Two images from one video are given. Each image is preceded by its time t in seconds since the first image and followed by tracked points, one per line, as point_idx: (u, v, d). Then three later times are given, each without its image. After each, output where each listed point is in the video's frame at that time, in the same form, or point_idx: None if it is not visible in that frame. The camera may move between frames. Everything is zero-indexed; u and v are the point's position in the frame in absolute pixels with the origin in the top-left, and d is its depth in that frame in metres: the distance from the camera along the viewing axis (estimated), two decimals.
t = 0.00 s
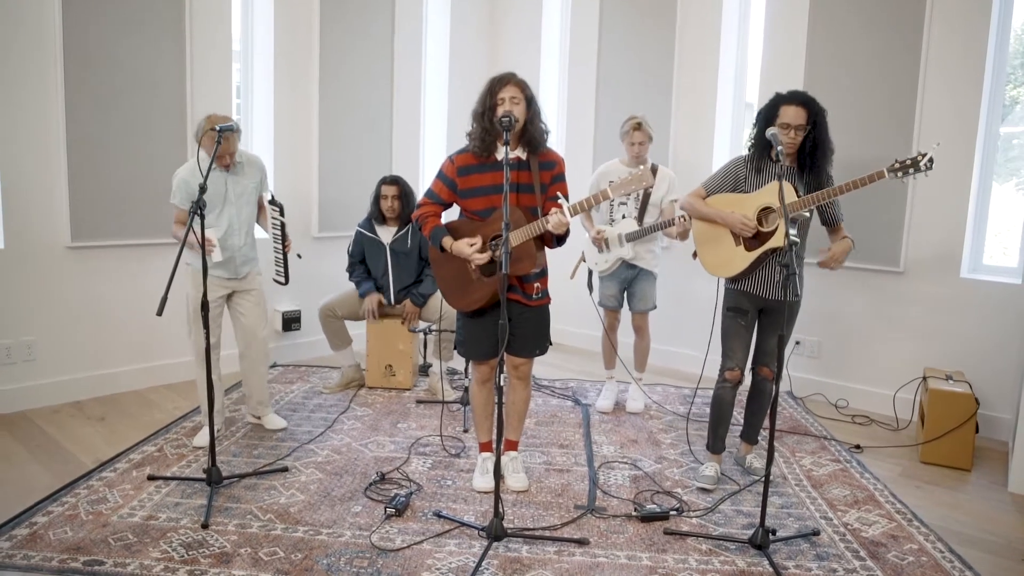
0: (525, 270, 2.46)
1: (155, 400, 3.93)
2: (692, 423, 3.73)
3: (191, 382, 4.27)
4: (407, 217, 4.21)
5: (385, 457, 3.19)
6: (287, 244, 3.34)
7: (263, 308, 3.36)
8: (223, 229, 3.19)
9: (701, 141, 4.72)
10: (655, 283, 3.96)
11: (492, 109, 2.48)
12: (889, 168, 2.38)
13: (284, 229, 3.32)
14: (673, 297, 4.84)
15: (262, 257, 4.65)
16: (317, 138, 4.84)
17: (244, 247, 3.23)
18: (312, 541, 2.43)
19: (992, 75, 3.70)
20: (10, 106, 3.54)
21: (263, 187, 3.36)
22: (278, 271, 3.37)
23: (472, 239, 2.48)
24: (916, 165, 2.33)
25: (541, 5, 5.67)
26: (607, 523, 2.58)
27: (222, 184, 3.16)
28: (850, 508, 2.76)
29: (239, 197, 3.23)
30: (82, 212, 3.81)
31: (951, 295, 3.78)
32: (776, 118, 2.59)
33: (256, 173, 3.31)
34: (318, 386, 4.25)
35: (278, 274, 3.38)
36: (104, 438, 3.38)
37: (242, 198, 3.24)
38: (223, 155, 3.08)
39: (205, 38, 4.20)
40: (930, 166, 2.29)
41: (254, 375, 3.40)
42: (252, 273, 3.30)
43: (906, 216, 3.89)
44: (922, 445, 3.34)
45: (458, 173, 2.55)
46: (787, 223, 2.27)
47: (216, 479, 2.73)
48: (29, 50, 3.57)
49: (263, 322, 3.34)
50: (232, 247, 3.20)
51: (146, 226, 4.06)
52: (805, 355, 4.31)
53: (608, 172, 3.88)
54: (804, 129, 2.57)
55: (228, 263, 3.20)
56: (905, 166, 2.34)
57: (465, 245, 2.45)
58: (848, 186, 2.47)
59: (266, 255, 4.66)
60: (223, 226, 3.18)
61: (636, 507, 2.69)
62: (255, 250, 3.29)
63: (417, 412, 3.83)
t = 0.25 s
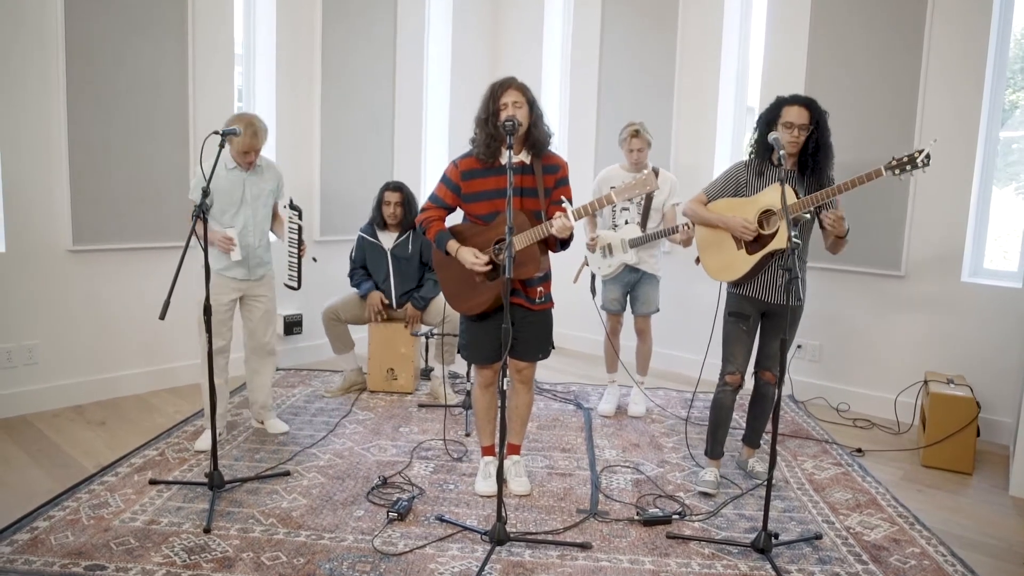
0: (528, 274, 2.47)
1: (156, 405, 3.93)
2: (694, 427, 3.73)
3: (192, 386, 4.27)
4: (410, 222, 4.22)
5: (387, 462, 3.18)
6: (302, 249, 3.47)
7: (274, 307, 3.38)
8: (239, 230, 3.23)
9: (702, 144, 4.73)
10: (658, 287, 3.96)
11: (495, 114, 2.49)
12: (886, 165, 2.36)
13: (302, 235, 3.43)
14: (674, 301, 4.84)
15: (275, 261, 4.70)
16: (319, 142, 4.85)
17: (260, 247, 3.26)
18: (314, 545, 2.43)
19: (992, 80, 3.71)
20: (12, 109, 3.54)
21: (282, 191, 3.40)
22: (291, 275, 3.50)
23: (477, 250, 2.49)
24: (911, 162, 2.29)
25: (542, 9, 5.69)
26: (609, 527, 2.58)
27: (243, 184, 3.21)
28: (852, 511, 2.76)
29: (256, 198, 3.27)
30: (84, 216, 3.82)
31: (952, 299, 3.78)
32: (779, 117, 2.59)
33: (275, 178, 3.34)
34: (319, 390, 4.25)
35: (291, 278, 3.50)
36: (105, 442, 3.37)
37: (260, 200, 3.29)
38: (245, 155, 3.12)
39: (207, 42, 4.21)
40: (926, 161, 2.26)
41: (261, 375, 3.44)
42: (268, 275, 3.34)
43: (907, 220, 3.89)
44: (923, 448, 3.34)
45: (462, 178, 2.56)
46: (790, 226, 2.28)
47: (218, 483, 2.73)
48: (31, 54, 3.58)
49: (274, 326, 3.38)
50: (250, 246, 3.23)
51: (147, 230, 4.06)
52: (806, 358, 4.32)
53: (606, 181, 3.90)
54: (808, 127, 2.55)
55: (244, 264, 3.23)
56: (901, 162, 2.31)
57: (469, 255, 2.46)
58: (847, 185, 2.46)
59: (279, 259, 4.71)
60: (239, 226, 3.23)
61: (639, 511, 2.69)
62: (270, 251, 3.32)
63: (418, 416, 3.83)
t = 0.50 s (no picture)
0: (529, 278, 2.48)
1: (156, 409, 3.93)
2: (694, 431, 3.73)
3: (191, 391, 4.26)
4: (411, 226, 4.22)
5: (388, 466, 3.18)
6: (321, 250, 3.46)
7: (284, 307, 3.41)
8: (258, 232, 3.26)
9: (702, 148, 4.75)
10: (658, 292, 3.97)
11: (495, 119, 2.49)
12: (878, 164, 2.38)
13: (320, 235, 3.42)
14: (674, 305, 4.85)
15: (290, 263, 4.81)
16: (320, 146, 4.86)
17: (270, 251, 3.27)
18: (315, 549, 2.43)
19: (989, 85, 3.73)
20: (13, 113, 3.55)
21: (289, 197, 3.44)
22: (308, 278, 3.45)
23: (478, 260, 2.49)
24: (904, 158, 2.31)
25: (542, 14, 5.71)
26: (611, 531, 2.58)
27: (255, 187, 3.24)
28: (853, 515, 2.77)
29: (265, 203, 3.30)
30: (84, 220, 3.82)
31: (951, 303, 3.80)
32: (776, 121, 2.60)
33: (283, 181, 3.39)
34: (319, 394, 4.25)
35: (308, 282, 3.45)
36: (105, 447, 3.37)
37: (268, 206, 3.31)
38: (262, 153, 3.15)
39: (207, 46, 4.22)
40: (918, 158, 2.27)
41: (261, 380, 3.44)
42: (276, 279, 3.34)
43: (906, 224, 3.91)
44: (923, 452, 3.35)
45: (463, 182, 2.57)
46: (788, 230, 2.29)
47: (219, 488, 2.72)
48: (32, 59, 3.58)
49: (280, 330, 3.40)
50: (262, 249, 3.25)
51: (147, 235, 4.06)
52: (806, 362, 4.32)
53: (611, 182, 3.91)
54: (804, 131, 2.56)
55: (252, 267, 3.22)
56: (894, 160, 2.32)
57: (472, 264, 2.46)
58: (839, 186, 2.45)
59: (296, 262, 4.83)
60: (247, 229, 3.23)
61: (640, 515, 2.69)
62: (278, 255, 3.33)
63: (419, 421, 3.83)
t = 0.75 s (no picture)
0: (528, 281, 2.48)
1: (156, 412, 3.93)
2: (693, 434, 3.74)
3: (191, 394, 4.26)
4: (410, 227, 4.23)
5: (388, 469, 3.18)
6: (331, 247, 3.48)
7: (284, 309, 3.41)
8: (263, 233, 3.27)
9: (701, 151, 4.76)
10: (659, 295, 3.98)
11: (496, 120, 2.50)
12: (873, 161, 2.38)
13: (331, 232, 3.43)
14: (673, 308, 4.86)
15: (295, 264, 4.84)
16: (319, 149, 4.86)
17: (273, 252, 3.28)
18: (316, 552, 2.43)
19: (988, 88, 3.75)
20: (13, 116, 3.56)
21: (294, 198, 3.45)
22: (321, 276, 3.50)
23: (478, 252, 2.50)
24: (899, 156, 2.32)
25: (541, 18, 5.73)
26: (611, 534, 2.58)
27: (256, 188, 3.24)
28: (852, 518, 2.77)
29: (267, 204, 3.31)
30: (84, 223, 3.82)
31: (950, 305, 3.81)
32: (766, 128, 2.60)
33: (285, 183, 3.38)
34: (319, 397, 4.25)
35: (320, 279, 3.51)
36: (105, 450, 3.37)
37: (269, 207, 3.32)
38: (264, 155, 3.16)
39: (207, 49, 4.23)
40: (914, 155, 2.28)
41: (262, 383, 3.44)
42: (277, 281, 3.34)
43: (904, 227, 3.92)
44: (922, 455, 3.36)
45: (462, 186, 2.57)
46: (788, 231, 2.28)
47: (219, 490, 2.72)
48: (34, 61, 3.59)
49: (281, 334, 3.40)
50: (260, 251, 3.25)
51: (147, 238, 4.07)
52: (805, 365, 4.33)
53: (615, 184, 3.95)
54: (793, 139, 2.57)
55: (253, 268, 3.23)
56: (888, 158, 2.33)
57: (469, 256, 2.47)
58: (835, 185, 2.45)
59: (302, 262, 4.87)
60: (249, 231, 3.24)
61: (640, 518, 2.69)
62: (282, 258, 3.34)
63: (418, 424, 3.83)
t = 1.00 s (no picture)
0: (525, 279, 2.48)
1: (153, 410, 3.92)
2: (691, 432, 3.74)
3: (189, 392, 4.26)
4: (408, 228, 4.21)
5: (385, 467, 3.18)
6: (311, 249, 3.48)
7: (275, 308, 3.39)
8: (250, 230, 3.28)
9: (698, 149, 4.75)
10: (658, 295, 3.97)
11: (493, 118, 2.49)
12: (868, 158, 2.36)
13: (310, 234, 3.44)
14: (670, 306, 4.86)
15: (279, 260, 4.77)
16: (316, 147, 4.85)
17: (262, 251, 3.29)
18: (313, 551, 2.43)
19: (985, 84, 3.73)
20: (9, 113, 3.54)
21: (284, 196, 3.45)
22: (299, 278, 3.50)
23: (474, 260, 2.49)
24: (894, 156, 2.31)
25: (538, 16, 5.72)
26: (608, 532, 2.58)
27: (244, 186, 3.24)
28: (850, 516, 2.77)
29: (256, 202, 3.31)
30: (81, 221, 3.81)
31: (948, 304, 3.80)
32: (751, 123, 2.61)
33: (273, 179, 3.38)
34: (316, 395, 4.24)
35: (299, 281, 3.51)
36: (102, 448, 3.36)
37: (258, 204, 3.32)
38: (250, 152, 3.17)
39: (204, 46, 4.21)
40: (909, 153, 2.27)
41: (257, 382, 3.43)
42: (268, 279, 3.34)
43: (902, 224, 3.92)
44: (920, 453, 3.35)
45: (458, 185, 2.57)
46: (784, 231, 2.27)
47: (217, 489, 2.72)
48: (31, 58, 3.58)
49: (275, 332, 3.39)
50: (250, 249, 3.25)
51: (145, 236, 4.06)
52: (803, 363, 4.33)
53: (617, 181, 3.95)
54: (780, 134, 2.58)
55: (242, 266, 3.23)
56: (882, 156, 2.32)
57: (467, 265, 2.45)
58: (828, 181, 2.45)
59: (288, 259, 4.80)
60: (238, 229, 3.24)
61: (637, 516, 2.69)
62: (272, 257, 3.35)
63: (415, 422, 3.83)
